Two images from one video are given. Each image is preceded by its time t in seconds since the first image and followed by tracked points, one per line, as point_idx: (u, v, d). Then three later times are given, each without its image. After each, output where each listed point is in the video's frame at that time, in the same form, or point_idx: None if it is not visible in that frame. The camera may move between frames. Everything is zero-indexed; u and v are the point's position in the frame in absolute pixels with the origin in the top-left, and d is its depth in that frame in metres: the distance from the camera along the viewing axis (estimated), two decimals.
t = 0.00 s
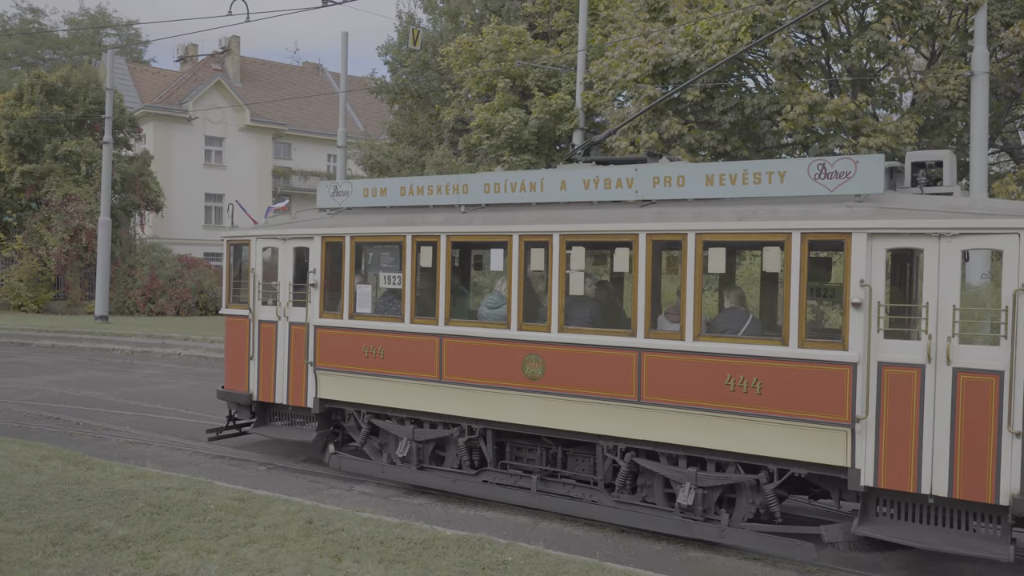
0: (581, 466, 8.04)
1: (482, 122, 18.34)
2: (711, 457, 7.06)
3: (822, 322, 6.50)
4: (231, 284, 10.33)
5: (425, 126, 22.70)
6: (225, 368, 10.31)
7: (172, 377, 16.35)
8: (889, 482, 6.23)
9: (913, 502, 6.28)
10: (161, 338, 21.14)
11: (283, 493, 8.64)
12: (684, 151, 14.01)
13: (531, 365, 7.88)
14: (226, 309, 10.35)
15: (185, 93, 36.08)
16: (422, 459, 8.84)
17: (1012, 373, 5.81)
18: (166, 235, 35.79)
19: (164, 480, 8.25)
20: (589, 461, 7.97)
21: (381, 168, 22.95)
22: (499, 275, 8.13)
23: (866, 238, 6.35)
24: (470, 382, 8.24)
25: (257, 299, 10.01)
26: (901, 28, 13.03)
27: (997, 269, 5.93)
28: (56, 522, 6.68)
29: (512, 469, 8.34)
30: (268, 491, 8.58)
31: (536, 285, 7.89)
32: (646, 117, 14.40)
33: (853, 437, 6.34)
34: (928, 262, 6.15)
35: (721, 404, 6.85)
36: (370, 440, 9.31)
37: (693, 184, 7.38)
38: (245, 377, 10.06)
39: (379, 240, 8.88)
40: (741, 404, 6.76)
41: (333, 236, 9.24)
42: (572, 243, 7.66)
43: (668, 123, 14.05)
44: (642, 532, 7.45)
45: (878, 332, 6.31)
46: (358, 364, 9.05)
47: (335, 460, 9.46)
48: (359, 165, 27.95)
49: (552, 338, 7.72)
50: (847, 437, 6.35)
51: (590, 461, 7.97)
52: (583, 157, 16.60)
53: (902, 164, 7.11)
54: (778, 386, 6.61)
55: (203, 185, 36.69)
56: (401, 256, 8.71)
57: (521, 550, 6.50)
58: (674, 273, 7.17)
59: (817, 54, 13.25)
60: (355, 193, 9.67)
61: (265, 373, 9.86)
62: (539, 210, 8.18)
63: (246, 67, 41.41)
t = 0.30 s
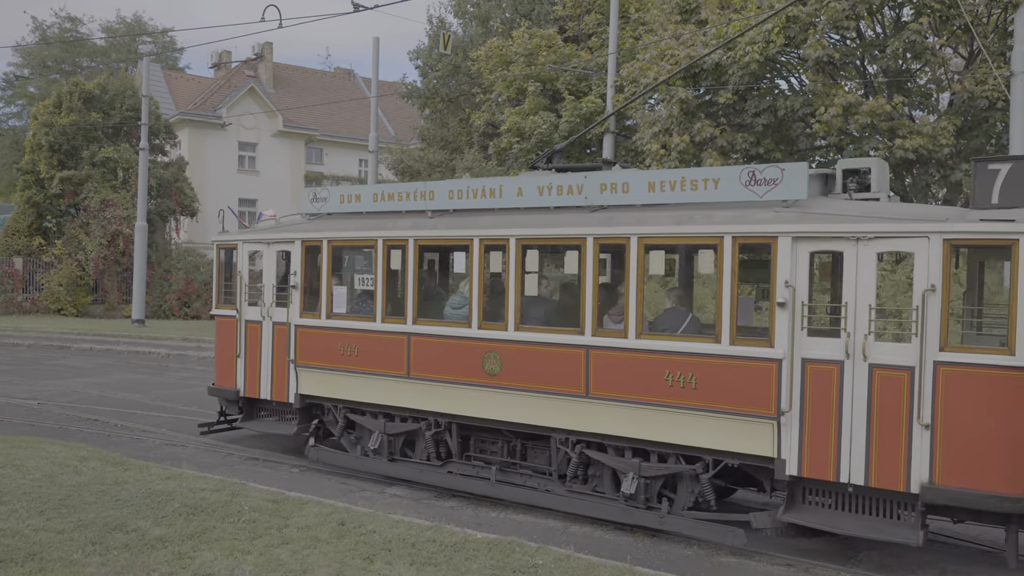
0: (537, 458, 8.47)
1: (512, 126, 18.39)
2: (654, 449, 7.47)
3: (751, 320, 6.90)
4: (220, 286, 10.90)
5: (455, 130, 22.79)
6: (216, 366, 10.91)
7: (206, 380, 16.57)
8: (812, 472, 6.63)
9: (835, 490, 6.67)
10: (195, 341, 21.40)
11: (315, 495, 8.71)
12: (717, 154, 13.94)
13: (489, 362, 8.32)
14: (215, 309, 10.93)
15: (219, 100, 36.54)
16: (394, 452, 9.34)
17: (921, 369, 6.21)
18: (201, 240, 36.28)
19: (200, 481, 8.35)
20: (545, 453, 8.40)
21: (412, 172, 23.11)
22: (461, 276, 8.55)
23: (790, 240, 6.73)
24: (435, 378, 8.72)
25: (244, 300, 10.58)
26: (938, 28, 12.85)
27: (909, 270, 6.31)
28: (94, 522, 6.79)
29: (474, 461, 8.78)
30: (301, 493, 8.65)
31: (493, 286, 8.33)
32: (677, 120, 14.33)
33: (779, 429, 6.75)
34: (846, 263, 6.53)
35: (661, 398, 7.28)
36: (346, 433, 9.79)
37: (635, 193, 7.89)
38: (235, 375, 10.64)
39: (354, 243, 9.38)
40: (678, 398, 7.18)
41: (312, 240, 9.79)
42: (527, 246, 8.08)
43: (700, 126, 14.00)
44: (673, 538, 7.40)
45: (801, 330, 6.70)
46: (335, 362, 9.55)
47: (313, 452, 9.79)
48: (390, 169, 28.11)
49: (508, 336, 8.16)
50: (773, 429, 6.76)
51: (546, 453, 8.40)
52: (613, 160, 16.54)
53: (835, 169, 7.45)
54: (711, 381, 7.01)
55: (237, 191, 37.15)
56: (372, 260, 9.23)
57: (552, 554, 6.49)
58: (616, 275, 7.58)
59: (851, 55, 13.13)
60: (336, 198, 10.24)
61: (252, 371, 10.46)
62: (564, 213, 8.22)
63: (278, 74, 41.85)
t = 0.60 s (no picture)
0: (494, 452, 9.01)
1: (534, 130, 18.39)
2: (597, 442, 7.98)
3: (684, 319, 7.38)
4: (205, 290, 11.48)
5: (478, 135, 22.82)
6: (201, 366, 11.47)
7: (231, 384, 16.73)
8: (737, 461, 7.09)
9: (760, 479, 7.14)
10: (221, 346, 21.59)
11: (340, 499, 8.76)
12: (740, 157, 13.86)
13: (448, 360, 8.86)
14: (200, 312, 11.51)
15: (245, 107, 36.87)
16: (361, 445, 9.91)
17: (834, 365, 6.67)
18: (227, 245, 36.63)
19: (225, 485, 8.43)
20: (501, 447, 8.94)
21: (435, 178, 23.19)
22: (423, 280, 9.11)
23: (717, 244, 7.21)
24: (399, 375, 9.28)
25: (226, 303, 11.18)
26: (965, 30, 12.72)
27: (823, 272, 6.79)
28: (122, 525, 6.86)
29: (437, 455, 9.33)
30: (326, 498, 8.69)
31: (453, 288, 8.86)
32: (701, 124, 14.27)
33: (707, 422, 7.21)
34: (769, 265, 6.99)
35: (602, 393, 7.79)
36: (320, 429, 10.36)
37: (580, 200, 8.50)
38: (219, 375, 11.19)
39: (328, 249, 9.98)
40: (617, 393, 7.69)
41: (288, 245, 10.42)
42: (482, 251, 8.62)
43: (724, 129, 13.93)
44: (699, 544, 7.36)
45: (728, 328, 7.17)
46: (309, 361, 10.12)
47: (289, 447, 10.34)
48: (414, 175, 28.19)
49: (465, 336, 8.69)
50: (702, 421, 7.24)
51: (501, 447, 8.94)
52: (636, 164, 16.48)
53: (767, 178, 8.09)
54: (647, 377, 7.52)
55: (262, 196, 37.48)
56: (344, 264, 9.84)
57: (577, 560, 6.47)
58: (559, 277, 8.11)
59: (877, 58, 13.00)
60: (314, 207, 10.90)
61: (233, 370, 11.03)
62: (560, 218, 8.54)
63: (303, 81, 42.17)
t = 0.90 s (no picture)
0: (453, 450, 9.49)
1: (552, 138, 18.40)
2: (544, 440, 8.44)
3: (620, 324, 7.81)
4: (189, 298, 12.01)
5: (496, 144, 22.84)
6: (186, 370, 12.03)
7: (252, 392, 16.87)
8: (668, 457, 7.52)
9: (690, 474, 7.57)
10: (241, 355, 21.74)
11: (362, 508, 8.79)
12: (759, 163, 13.82)
13: (408, 364, 9.34)
14: (185, 319, 12.06)
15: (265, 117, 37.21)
16: (332, 446, 10.43)
17: (753, 366, 7.09)
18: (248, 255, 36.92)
19: (248, 494, 8.48)
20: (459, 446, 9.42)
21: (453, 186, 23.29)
22: (385, 287, 9.60)
23: (648, 252, 7.66)
24: (363, 378, 9.76)
25: (208, 311, 11.73)
26: (985, 32, 12.63)
27: (742, 276, 7.22)
28: (146, 534, 6.92)
29: (400, 453, 9.84)
30: (347, 507, 8.73)
31: (412, 294, 9.36)
32: (719, 130, 14.22)
33: (640, 420, 7.66)
34: (694, 271, 7.43)
35: (546, 394, 8.24)
36: (295, 430, 10.90)
37: (526, 212, 8.99)
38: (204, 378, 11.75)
39: (299, 258, 10.49)
40: (560, 393, 8.14)
41: (261, 256, 10.97)
42: (438, 260, 9.12)
43: (742, 135, 13.88)
44: (722, 553, 7.33)
45: (658, 331, 7.60)
46: (282, 365, 10.66)
47: (267, 447, 10.96)
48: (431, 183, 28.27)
49: (424, 341, 9.18)
50: (637, 420, 7.67)
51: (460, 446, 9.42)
52: (654, 171, 16.43)
53: (700, 190, 8.54)
54: (586, 378, 7.96)
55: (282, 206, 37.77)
56: (311, 273, 10.34)
57: (598, 570, 6.46)
58: (506, 284, 8.59)
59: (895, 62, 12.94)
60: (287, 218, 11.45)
61: (215, 374, 11.60)
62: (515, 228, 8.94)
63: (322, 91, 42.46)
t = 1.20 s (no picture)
0: (424, 447, 10.14)
1: (578, 145, 18.40)
2: (504, 437, 9.05)
3: (572, 328, 8.45)
4: (187, 303, 12.83)
5: (522, 151, 22.86)
6: (182, 372, 12.84)
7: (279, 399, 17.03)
8: (615, 453, 8.12)
9: (636, 469, 8.15)
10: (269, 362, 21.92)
11: (390, 515, 8.82)
12: (787, 169, 13.75)
13: (382, 365, 10.05)
14: (183, 323, 12.88)
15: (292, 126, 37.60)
16: (320, 444, 11.15)
17: (688, 367, 7.68)
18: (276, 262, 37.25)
19: (277, 500, 8.55)
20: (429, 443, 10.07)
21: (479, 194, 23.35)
22: (362, 294, 10.33)
23: (596, 261, 8.28)
24: (342, 379, 10.49)
25: (203, 316, 12.54)
26: (1019, 35, 12.44)
27: (678, 283, 7.81)
28: (178, 538, 6.99)
29: (376, 451, 10.52)
30: (375, 513, 8.78)
31: (387, 300, 10.04)
32: (746, 136, 14.12)
33: (589, 418, 8.26)
34: (637, 279, 8.05)
35: (505, 394, 8.88)
36: (281, 428, 11.62)
37: (485, 223, 9.61)
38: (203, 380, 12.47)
39: (284, 266, 11.26)
40: (517, 393, 8.78)
41: (251, 263, 11.74)
42: (409, 268, 9.82)
43: (770, 141, 13.80)
44: (753, 563, 7.29)
45: (605, 336, 8.24)
46: (269, 366, 11.42)
47: (256, 445, 11.67)
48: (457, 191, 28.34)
49: (396, 344, 9.88)
50: (585, 418, 8.30)
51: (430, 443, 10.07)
52: (681, 178, 16.35)
53: (649, 202, 9.05)
54: (539, 379, 8.61)
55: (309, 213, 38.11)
56: (296, 279, 11.12)
57: None
58: (469, 291, 9.23)
59: (927, 66, 12.73)
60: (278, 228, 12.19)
61: (208, 375, 12.36)
62: (478, 238, 9.55)
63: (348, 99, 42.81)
